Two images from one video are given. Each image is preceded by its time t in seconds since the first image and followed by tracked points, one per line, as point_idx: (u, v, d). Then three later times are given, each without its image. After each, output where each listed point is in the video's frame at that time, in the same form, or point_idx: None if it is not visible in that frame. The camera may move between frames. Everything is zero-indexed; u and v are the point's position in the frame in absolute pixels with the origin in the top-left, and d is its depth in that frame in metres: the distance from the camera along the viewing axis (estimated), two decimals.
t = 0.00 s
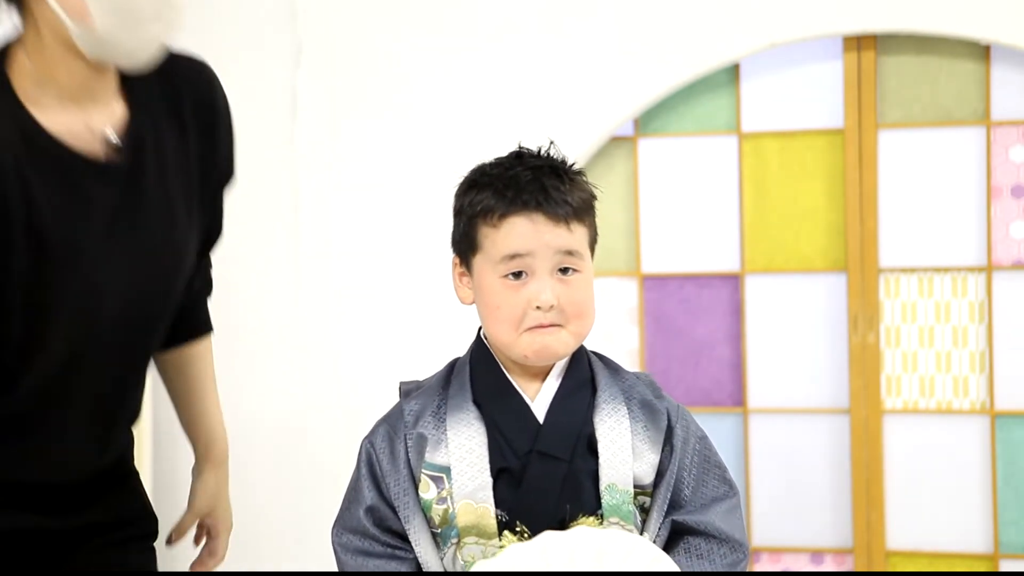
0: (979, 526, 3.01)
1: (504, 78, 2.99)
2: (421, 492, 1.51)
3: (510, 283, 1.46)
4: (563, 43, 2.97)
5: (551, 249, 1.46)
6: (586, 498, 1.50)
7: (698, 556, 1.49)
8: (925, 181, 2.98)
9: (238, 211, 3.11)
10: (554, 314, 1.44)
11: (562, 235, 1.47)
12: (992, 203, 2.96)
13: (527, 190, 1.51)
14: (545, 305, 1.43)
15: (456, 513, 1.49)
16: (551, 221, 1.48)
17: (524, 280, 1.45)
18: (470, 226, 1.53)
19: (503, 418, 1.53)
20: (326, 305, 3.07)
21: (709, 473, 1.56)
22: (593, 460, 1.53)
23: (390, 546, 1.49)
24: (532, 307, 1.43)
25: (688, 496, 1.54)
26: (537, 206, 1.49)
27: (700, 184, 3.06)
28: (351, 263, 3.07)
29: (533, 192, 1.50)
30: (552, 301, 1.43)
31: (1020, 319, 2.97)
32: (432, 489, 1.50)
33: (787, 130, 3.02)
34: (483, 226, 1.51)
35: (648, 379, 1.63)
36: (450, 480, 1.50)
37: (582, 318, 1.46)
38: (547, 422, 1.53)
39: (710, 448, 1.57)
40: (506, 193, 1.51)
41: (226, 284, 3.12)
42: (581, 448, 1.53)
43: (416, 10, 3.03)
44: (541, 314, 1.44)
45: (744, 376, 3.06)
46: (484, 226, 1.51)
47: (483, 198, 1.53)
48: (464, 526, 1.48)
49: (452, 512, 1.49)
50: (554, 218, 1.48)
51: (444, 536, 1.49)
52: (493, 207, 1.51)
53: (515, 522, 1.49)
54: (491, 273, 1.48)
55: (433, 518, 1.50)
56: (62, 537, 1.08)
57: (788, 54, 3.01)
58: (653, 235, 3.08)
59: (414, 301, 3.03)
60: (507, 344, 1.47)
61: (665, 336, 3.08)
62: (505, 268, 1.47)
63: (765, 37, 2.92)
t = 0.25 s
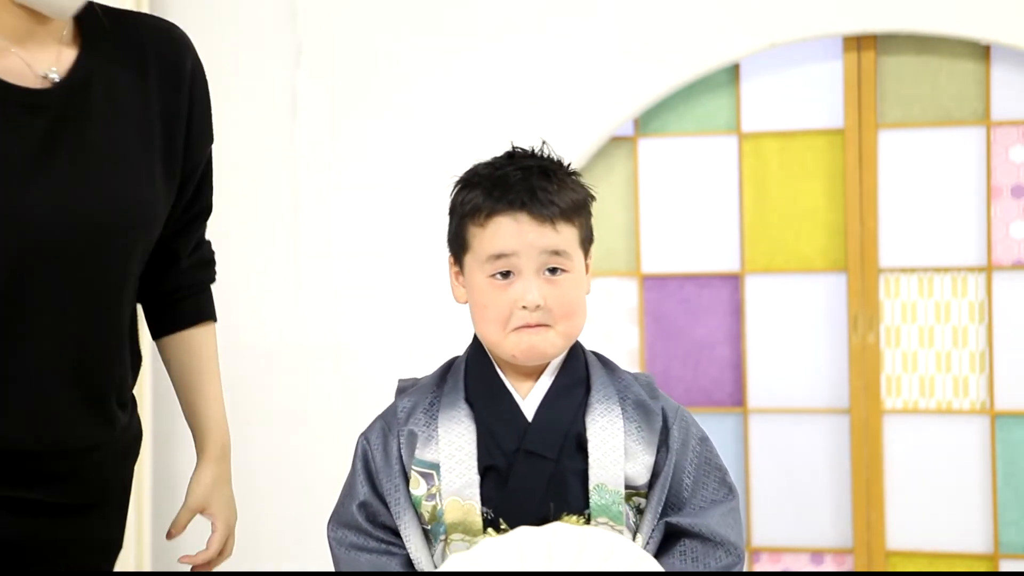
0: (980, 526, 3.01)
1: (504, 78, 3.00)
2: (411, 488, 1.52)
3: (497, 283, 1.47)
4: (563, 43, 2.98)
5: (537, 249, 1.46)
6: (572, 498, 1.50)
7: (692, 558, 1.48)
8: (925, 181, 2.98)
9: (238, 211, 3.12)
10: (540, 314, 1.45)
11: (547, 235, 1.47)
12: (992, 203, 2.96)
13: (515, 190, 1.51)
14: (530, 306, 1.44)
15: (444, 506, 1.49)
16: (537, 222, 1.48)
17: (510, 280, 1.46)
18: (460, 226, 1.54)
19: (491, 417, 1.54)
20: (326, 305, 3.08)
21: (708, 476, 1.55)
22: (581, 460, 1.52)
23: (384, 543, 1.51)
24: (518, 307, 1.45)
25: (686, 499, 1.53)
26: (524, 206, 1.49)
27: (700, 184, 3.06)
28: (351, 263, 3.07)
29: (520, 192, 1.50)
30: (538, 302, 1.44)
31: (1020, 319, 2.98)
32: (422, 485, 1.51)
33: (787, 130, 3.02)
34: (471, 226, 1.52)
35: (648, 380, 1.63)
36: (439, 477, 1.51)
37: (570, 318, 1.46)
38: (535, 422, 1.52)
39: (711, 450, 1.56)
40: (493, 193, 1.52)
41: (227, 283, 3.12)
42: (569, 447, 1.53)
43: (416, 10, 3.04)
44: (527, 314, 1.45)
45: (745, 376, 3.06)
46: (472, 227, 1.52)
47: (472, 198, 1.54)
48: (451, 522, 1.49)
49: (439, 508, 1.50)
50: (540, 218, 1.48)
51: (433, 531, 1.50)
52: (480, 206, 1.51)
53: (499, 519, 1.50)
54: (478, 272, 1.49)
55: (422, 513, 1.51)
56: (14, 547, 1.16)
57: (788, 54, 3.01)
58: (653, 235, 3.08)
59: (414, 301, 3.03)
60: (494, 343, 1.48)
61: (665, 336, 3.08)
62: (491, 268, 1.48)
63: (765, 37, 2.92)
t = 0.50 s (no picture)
0: (980, 526, 3.00)
1: (504, 77, 2.99)
2: (404, 485, 1.54)
3: (485, 281, 1.47)
4: (562, 43, 2.97)
5: (523, 248, 1.46)
6: (558, 498, 1.50)
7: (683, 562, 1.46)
8: (925, 181, 2.98)
9: (238, 211, 3.12)
10: (527, 313, 1.45)
11: (533, 235, 1.47)
12: (992, 203, 2.96)
13: (502, 189, 1.51)
14: (516, 305, 1.44)
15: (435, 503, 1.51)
16: (523, 221, 1.47)
17: (498, 279, 1.47)
18: (451, 224, 1.55)
19: (481, 415, 1.55)
20: (326, 305, 3.07)
21: (706, 479, 1.52)
22: (568, 460, 1.52)
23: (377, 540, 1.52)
24: (504, 306, 1.45)
25: (683, 502, 1.51)
26: (511, 205, 1.49)
27: (699, 184, 3.06)
28: (350, 263, 3.06)
29: (507, 191, 1.50)
30: (524, 301, 1.44)
31: (1021, 319, 2.97)
32: (414, 482, 1.53)
33: (787, 130, 3.02)
34: (460, 225, 1.52)
35: (647, 381, 1.62)
36: (430, 475, 1.53)
37: (558, 317, 1.47)
38: (524, 420, 1.53)
39: (711, 453, 1.54)
40: (482, 192, 1.51)
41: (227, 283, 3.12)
42: (558, 446, 1.53)
43: (416, 10, 3.03)
44: (513, 313, 1.45)
45: (745, 376, 3.06)
46: (461, 225, 1.52)
47: (462, 196, 1.54)
48: (439, 519, 1.51)
49: (428, 504, 1.51)
50: (527, 218, 1.48)
51: (424, 527, 1.52)
52: (469, 204, 1.51)
53: (482, 517, 1.51)
54: (467, 271, 1.49)
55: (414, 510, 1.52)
56: None
57: (788, 54, 3.01)
58: (653, 235, 3.08)
59: (413, 301, 3.03)
60: (483, 341, 1.49)
61: (665, 336, 3.08)
62: (479, 266, 1.48)
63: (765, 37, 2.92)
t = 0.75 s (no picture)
0: (980, 526, 3.00)
1: (504, 77, 2.99)
2: (403, 484, 1.54)
3: (482, 281, 1.47)
4: (562, 43, 2.97)
5: (520, 248, 1.46)
6: (555, 498, 1.50)
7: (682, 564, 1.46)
8: (925, 181, 2.98)
9: (238, 211, 3.12)
10: (524, 313, 1.45)
11: (530, 235, 1.47)
12: (992, 203, 2.96)
13: (499, 189, 1.51)
14: (513, 305, 1.45)
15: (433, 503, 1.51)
16: (520, 221, 1.47)
17: (496, 279, 1.47)
18: (450, 224, 1.55)
19: (480, 415, 1.55)
20: (326, 305, 3.07)
21: (706, 481, 1.52)
22: (566, 460, 1.52)
23: (376, 538, 1.53)
24: (501, 306, 1.45)
25: (682, 503, 1.51)
26: (508, 205, 1.49)
27: (699, 184, 3.06)
28: (351, 263, 3.06)
29: (504, 191, 1.50)
30: (521, 301, 1.44)
31: (1021, 319, 2.97)
32: (413, 481, 1.53)
33: (787, 130, 3.02)
34: (459, 225, 1.52)
35: (647, 381, 1.61)
36: (428, 474, 1.53)
37: (555, 317, 1.47)
38: (522, 420, 1.53)
39: (711, 454, 1.53)
40: (479, 192, 1.52)
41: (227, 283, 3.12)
42: (555, 446, 1.53)
43: (416, 10, 3.03)
44: (510, 313, 1.46)
45: (745, 376, 3.06)
46: (460, 225, 1.52)
47: (460, 196, 1.54)
48: (437, 519, 1.51)
49: (427, 504, 1.52)
50: (524, 218, 1.48)
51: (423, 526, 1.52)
52: (467, 204, 1.51)
53: (479, 516, 1.51)
54: (465, 271, 1.50)
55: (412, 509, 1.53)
56: None
57: (788, 54, 3.01)
58: (653, 235, 3.08)
59: (413, 301, 3.03)
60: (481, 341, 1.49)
61: (665, 336, 3.08)
62: (476, 266, 1.48)
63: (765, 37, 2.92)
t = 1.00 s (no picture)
0: (979, 526, 3.00)
1: (504, 77, 2.99)
2: (405, 485, 1.54)
3: (484, 281, 1.47)
4: (563, 42, 2.97)
5: (522, 248, 1.46)
6: (557, 498, 1.50)
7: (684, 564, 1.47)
8: (926, 181, 2.98)
9: (238, 210, 3.12)
10: (526, 313, 1.45)
11: (532, 234, 1.47)
12: (992, 203, 2.96)
13: (501, 189, 1.50)
14: (515, 305, 1.45)
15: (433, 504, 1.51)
16: (522, 221, 1.47)
17: (497, 278, 1.47)
18: (452, 224, 1.55)
19: (481, 415, 1.55)
20: (326, 305, 3.07)
21: (708, 482, 1.52)
22: (567, 460, 1.52)
23: (377, 538, 1.53)
24: (503, 306, 1.45)
25: (683, 504, 1.51)
26: (509, 205, 1.48)
27: (699, 184, 3.05)
28: (351, 263, 3.06)
29: (506, 191, 1.50)
30: (523, 301, 1.44)
31: (1021, 319, 2.97)
32: (414, 481, 1.53)
33: (787, 130, 3.01)
34: (461, 224, 1.52)
35: (649, 381, 1.61)
36: (430, 474, 1.53)
37: (557, 317, 1.47)
38: (523, 420, 1.53)
39: (713, 455, 1.53)
40: (481, 192, 1.51)
41: (227, 283, 3.12)
42: (556, 447, 1.53)
43: (416, 10, 3.03)
44: (512, 313, 1.45)
45: (745, 376, 3.06)
46: (461, 225, 1.52)
47: (462, 196, 1.54)
48: (438, 519, 1.51)
49: (429, 504, 1.52)
50: (525, 217, 1.48)
51: (423, 526, 1.52)
52: (468, 204, 1.51)
53: (479, 518, 1.51)
54: (467, 271, 1.49)
55: (414, 509, 1.53)
56: None
57: (788, 54, 3.01)
58: (653, 235, 3.07)
59: (412, 301, 3.03)
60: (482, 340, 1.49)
61: (665, 336, 3.08)
62: (478, 266, 1.48)
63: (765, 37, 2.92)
